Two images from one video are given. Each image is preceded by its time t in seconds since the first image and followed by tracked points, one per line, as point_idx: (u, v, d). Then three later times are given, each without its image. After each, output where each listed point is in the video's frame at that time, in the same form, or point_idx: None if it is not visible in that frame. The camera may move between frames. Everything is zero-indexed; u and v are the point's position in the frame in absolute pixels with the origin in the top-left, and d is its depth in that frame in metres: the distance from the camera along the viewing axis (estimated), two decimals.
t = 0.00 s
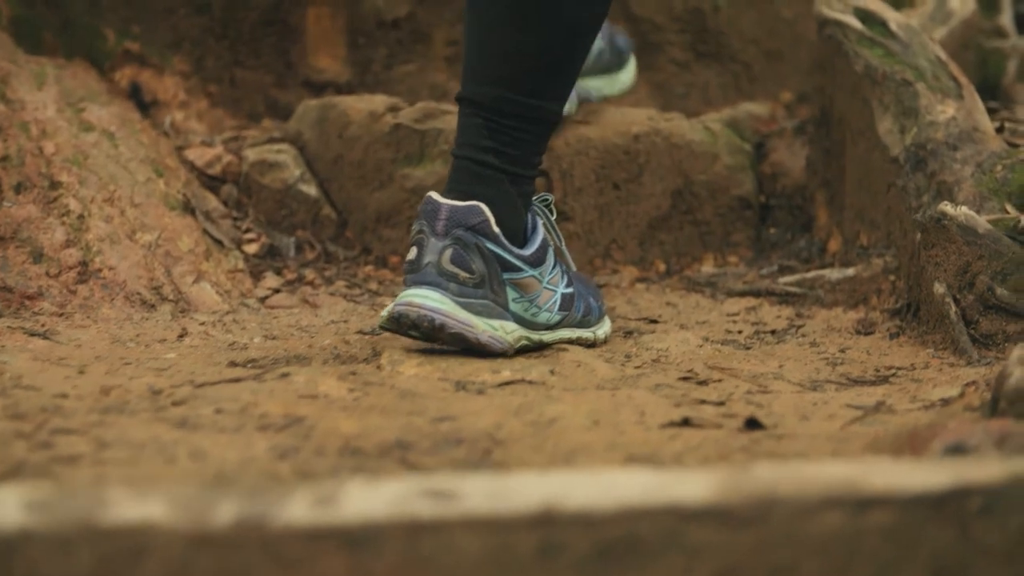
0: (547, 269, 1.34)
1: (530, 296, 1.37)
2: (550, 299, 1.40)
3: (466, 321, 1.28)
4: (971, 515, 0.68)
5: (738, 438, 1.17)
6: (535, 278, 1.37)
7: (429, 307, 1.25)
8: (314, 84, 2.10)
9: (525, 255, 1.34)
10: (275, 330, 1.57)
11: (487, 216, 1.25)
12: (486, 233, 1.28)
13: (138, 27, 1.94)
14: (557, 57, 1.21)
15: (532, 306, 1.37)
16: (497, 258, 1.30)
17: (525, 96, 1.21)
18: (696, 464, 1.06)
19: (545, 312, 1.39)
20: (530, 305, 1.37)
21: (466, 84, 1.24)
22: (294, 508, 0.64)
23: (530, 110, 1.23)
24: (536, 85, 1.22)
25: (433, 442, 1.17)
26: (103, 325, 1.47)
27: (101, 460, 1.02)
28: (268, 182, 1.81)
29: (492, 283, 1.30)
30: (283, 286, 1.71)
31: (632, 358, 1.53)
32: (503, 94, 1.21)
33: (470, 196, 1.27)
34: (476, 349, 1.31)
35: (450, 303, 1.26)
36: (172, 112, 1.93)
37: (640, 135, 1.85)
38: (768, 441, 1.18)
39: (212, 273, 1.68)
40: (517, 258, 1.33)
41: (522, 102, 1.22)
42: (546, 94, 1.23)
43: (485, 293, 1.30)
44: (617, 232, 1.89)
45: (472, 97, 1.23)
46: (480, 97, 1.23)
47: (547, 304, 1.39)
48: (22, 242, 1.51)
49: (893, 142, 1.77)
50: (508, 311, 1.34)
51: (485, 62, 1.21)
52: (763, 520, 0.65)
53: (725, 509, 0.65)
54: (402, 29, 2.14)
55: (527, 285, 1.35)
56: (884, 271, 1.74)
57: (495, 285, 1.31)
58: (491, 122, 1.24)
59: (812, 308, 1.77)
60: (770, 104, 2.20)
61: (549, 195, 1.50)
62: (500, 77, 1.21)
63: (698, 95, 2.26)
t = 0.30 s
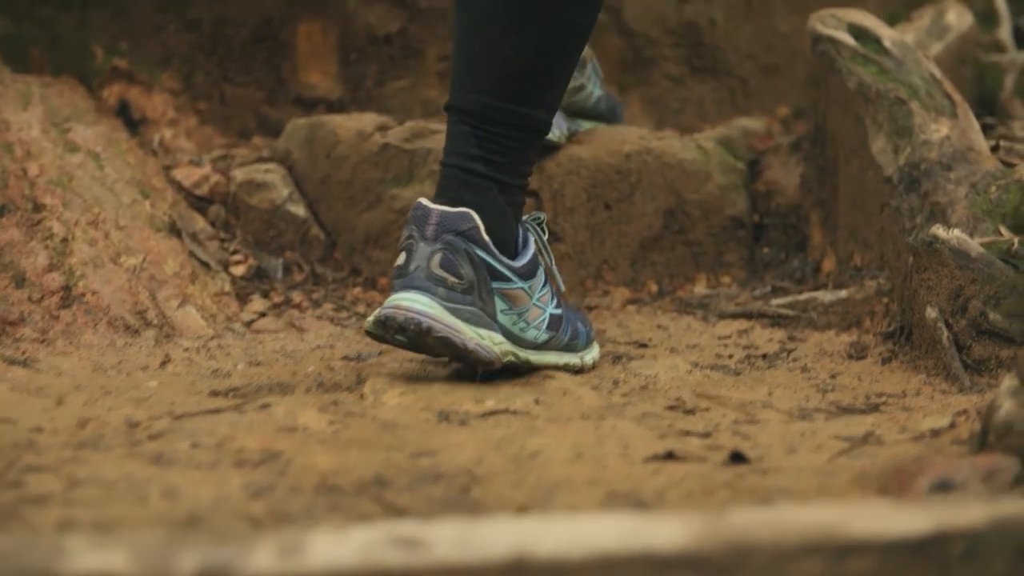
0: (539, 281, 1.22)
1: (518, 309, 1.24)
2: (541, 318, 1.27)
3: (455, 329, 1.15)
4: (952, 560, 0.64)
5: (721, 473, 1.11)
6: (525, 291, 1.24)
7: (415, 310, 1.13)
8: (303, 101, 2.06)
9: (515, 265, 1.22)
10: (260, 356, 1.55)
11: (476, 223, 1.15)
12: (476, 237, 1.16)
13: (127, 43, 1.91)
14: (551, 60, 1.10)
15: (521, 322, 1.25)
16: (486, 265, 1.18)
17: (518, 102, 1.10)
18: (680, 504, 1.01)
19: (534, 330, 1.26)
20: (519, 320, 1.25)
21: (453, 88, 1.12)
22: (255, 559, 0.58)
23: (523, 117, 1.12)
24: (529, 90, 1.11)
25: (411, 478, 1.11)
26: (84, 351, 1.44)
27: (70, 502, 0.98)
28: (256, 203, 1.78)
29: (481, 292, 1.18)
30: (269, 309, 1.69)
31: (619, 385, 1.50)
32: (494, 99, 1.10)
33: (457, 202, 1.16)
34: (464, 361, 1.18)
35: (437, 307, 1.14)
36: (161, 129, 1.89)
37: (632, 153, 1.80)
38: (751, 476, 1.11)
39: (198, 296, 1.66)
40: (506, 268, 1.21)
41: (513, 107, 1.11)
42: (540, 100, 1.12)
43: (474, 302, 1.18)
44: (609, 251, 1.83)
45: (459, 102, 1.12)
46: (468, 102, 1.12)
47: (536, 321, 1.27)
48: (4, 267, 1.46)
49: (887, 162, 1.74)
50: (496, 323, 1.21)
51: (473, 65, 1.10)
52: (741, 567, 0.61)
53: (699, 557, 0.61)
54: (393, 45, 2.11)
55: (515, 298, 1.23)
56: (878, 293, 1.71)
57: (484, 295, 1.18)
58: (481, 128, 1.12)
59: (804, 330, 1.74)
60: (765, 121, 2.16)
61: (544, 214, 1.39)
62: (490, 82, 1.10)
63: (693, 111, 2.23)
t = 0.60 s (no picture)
0: (538, 290, 1.19)
1: (512, 325, 1.19)
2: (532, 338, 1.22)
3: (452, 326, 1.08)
4: None
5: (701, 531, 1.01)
6: (521, 306, 1.20)
7: (416, 300, 1.06)
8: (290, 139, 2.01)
9: (514, 275, 1.19)
10: (240, 405, 1.52)
11: (480, 225, 1.11)
12: (478, 238, 1.12)
13: (112, 82, 1.88)
14: (550, 64, 1.09)
15: (513, 334, 1.19)
16: (487, 270, 1.14)
17: (518, 106, 1.09)
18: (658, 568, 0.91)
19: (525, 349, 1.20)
20: (512, 337, 1.19)
21: (453, 97, 1.11)
22: None
23: (524, 122, 1.10)
24: (529, 95, 1.10)
25: (384, 538, 1.03)
26: (62, 402, 1.40)
27: (32, 571, 0.92)
28: (239, 245, 1.76)
29: (479, 295, 1.13)
30: (251, 355, 1.67)
31: (603, 435, 1.48)
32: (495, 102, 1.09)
33: (460, 206, 1.13)
34: (458, 366, 1.10)
35: (438, 300, 1.07)
36: (145, 169, 1.85)
37: (618, 194, 1.77)
38: (732, 533, 1.01)
39: (178, 342, 1.64)
40: (505, 276, 1.17)
41: (514, 113, 1.10)
42: (541, 105, 1.11)
43: (472, 303, 1.12)
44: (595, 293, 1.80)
45: (460, 108, 1.11)
46: (469, 108, 1.10)
47: (528, 343, 1.21)
48: None
49: (876, 202, 1.69)
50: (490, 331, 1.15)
51: (473, 71, 1.09)
52: None
53: None
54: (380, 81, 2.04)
55: (511, 310, 1.19)
56: (866, 336, 1.67)
57: (481, 298, 1.13)
58: (480, 131, 1.10)
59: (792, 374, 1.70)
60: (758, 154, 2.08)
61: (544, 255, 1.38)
62: (490, 87, 1.09)
63: (684, 146, 2.11)
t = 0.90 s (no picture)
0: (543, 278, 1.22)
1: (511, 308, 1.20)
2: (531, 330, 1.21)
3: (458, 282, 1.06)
4: None
5: None
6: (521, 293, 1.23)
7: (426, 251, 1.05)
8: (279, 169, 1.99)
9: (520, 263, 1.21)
10: (223, 442, 1.49)
11: (494, 202, 1.12)
12: (492, 212, 1.12)
13: (98, 113, 1.87)
14: (563, 60, 1.07)
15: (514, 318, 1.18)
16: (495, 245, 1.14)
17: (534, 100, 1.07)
18: None
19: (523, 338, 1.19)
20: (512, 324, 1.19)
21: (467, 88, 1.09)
22: None
23: (540, 116, 1.08)
24: (545, 86, 1.08)
25: None
26: (42, 441, 1.37)
27: None
28: (225, 278, 1.75)
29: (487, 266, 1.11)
30: (235, 391, 1.65)
31: (586, 474, 1.43)
32: (510, 99, 1.06)
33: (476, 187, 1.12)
34: (459, 328, 1.07)
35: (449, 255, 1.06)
36: (131, 201, 1.84)
37: (606, 227, 1.74)
38: None
39: (162, 378, 1.62)
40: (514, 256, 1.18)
41: (530, 106, 1.08)
42: (556, 100, 1.08)
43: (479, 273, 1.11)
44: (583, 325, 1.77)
45: (474, 99, 1.09)
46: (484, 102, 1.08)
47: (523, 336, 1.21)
48: None
49: (864, 235, 1.65)
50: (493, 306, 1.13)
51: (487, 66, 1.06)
52: None
53: None
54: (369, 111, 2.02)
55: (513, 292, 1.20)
56: (856, 370, 1.62)
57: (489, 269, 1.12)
58: (496, 124, 1.09)
59: (781, 409, 1.64)
60: (750, 182, 2.00)
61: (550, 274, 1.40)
62: (505, 81, 1.06)
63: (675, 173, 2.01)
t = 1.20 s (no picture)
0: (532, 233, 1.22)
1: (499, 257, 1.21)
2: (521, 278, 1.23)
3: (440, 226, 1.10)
4: None
5: None
6: (510, 243, 1.23)
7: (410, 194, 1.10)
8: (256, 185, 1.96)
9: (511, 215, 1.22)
10: (192, 465, 1.46)
11: (485, 152, 1.13)
12: (482, 161, 1.13)
13: (75, 129, 1.84)
14: (565, 31, 1.08)
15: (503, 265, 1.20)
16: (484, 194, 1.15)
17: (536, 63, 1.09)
18: None
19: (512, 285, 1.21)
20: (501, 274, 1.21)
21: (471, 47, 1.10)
22: None
23: (537, 78, 1.10)
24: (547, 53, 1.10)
25: None
26: (8, 465, 1.36)
27: None
28: (199, 297, 1.73)
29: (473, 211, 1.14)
30: (206, 412, 1.63)
31: (555, 500, 1.37)
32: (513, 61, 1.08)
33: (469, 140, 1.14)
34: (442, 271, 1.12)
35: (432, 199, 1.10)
36: (107, 217, 1.82)
37: (581, 246, 1.71)
38: None
39: (133, 399, 1.61)
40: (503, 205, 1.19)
41: (533, 67, 1.09)
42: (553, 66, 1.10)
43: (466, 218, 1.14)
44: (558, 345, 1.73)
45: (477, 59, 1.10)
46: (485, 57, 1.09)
47: (513, 286, 1.23)
48: None
49: (841, 257, 1.62)
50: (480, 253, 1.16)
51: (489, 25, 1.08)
52: None
53: None
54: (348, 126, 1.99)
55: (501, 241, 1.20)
56: (830, 394, 1.59)
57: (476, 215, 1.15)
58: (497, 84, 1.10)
59: (756, 432, 1.60)
60: (730, 200, 1.94)
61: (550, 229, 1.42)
62: (507, 42, 1.08)
63: (656, 190, 1.98)
